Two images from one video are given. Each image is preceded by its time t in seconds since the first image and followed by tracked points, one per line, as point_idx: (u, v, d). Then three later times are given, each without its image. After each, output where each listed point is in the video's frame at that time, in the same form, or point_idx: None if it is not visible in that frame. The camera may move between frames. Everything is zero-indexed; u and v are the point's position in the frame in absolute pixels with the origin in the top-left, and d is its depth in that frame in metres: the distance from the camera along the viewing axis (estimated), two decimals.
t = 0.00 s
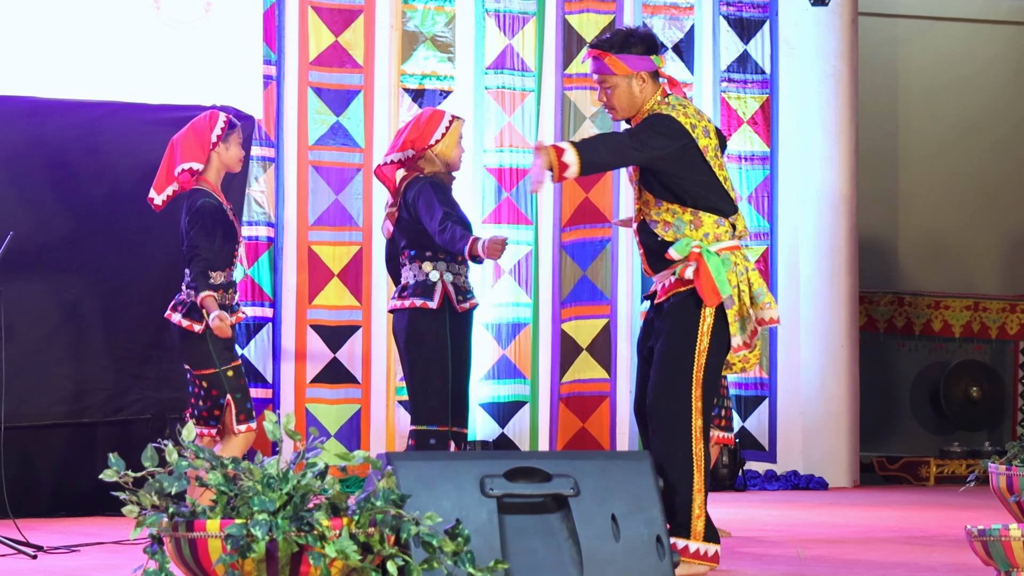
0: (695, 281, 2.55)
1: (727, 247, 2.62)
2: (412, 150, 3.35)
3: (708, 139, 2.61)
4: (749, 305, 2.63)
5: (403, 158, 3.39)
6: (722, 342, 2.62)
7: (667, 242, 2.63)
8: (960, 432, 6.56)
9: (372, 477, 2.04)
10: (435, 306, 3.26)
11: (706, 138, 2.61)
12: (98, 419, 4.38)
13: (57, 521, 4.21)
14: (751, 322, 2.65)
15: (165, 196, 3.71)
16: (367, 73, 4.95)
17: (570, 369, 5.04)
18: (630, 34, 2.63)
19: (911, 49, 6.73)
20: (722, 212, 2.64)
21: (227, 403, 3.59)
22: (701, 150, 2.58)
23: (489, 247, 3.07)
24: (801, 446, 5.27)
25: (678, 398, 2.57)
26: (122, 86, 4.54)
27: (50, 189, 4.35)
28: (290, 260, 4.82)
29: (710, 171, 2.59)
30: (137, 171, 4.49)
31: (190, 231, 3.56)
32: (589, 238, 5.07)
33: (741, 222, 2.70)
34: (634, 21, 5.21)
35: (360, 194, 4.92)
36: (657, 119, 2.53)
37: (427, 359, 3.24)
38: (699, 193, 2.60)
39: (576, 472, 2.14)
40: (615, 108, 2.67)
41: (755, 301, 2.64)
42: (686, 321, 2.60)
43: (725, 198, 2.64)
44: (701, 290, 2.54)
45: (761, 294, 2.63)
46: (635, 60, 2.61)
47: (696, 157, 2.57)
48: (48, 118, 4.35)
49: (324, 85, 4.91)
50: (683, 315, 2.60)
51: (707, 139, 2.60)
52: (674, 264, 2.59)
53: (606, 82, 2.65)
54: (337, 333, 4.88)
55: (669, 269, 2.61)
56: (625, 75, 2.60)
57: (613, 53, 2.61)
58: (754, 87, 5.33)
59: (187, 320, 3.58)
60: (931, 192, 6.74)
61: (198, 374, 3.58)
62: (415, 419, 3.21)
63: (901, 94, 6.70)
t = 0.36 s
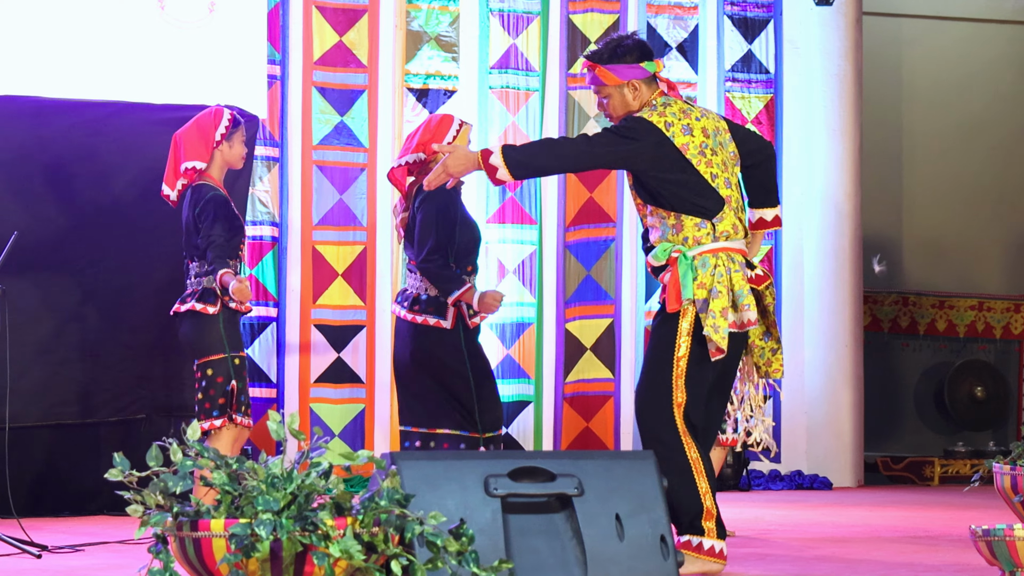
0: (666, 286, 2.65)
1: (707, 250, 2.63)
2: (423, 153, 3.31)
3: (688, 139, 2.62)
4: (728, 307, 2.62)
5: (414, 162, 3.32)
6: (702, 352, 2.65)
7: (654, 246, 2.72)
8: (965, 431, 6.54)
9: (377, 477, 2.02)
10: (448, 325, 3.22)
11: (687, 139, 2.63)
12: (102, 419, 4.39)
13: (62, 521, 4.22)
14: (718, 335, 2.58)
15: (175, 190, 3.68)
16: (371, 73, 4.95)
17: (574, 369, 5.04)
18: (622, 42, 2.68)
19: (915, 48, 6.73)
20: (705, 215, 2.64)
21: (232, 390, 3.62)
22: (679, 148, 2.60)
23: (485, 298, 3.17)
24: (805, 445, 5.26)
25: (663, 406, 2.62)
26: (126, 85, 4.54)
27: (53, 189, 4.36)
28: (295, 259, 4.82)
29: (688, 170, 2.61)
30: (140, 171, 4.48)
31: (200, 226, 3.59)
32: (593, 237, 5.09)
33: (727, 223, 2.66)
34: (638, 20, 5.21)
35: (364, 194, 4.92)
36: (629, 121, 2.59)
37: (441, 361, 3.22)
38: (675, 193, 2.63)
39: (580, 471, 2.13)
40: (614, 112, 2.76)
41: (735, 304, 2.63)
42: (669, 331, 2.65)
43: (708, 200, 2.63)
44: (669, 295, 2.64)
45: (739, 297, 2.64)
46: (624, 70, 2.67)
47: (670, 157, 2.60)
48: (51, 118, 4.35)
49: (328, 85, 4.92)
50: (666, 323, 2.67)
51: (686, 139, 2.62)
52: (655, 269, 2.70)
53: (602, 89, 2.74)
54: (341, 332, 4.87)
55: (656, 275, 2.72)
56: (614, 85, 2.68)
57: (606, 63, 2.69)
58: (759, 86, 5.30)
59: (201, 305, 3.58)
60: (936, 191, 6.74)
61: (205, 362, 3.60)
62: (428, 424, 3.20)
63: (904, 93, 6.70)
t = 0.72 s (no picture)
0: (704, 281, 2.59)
1: (739, 241, 2.65)
2: (443, 149, 3.25)
3: (695, 131, 2.64)
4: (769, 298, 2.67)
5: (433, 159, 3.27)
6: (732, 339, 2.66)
7: (674, 240, 2.67)
8: (972, 429, 6.54)
9: (381, 474, 2.00)
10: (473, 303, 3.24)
11: (693, 130, 2.64)
12: (109, 416, 4.40)
13: (69, 518, 4.23)
14: (766, 326, 2.62)
15: (173, 184, 3.63)
16: (377, 71, 4.96)
17: (580, 366, 5.04)
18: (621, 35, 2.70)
19: (921, 47, 6.72)
20: (724, 207, 2.66)
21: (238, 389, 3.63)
22: (689, 142, 2.62)
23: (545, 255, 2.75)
24: (811, 442, 5.26)
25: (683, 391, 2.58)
26: (132, 83, 4.54)
27: (59, 187, 4.37)
28: (300, 257, 4.83)
29: (699, 161, 2.62)
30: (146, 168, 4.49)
31: (206, 218, 3.58)
32: (599, 235, 5.09)
33: (746, 214, 2.70)
34: (644, 18, 5.22)
35: (370, 191, 4.92)
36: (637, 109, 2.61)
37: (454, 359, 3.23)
38: (690, 183, 2.63)
39: (586, 469, 2.14)
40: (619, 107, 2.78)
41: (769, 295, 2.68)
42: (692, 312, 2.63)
43: (723, 191, 2.65)
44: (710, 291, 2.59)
45: (782, 281, 2.69)
46: (624, 63, 2.69)
47: (679, 149, 2.61)
48: (57, 115, 4.36)
49: (334, 82, 4.91)
50: (690, 307, 2.63)
51: (694, 130, 2.64)
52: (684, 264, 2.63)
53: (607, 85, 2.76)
54: (347, 329, 4.87)
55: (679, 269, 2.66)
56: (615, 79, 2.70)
57: (605, 58, 2.70)
58: (765, 84, 5.29)
59: (203, 305, 3.58)
60: (942, 188, 6.73)
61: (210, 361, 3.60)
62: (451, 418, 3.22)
63: (911, 91, 6.69)
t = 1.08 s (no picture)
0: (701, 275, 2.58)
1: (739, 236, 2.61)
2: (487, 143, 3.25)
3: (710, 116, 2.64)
4: (763, 293, 2.60)
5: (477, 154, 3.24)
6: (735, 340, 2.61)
7: (677, 235, 2.68)
8: (978, 426, 6.55)
9: (388, 471, 2.03)
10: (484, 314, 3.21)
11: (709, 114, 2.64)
12: (115, 414, 4.40)
13: (75, 516, 4.23)
14: (757, 321, 2.56)
15: (179, 183, 3.73)
16: (384, 68, 4.95)
17: (587, 364, 5.04)
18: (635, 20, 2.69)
19: (928, 44, 6.72)
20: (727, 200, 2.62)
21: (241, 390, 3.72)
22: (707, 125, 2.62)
23: (552, 265, 2.99)
24: (818, 440, 5.27)
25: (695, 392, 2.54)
26: (139, 80, 4.54)
27: (65, 184, 4.38)
28: (307, 254, 4.83)
29: (714, 148, 2.61)
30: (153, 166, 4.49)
31: (205, 219, 3.62)
32: (605, 232, 5.09)
33: (751, 209, 2.65)
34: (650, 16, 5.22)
35: (377, 188, 4.92)
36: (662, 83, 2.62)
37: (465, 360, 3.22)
38: (703, 171, 2.60)
39: (592, 466, 2.14)
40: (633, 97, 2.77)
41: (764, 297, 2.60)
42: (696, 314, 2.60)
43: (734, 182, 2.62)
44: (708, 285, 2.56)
45: (777, 282, 2.62)
46: (639, 47, 2.67)
47: (696, 132, 2.60)
48: (64, 113, 4.36)
49: (341, 79, 4.92)
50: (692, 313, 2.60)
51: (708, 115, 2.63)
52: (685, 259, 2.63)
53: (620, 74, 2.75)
54: (353, 327, 4.88)
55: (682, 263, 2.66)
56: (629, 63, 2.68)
57: (619, 42, 2.69)
58: (772, 81, 5.30)
59: (205, 305, 3.64)
60: (949, 185, 6.73)
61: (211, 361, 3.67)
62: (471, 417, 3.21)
63: (917, 88, 6.70)
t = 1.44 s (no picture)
0: (752, 268, 2.59)
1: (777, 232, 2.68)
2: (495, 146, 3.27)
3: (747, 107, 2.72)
4: (797, 294, 2.70)
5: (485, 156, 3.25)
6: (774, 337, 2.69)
7: (716, 227, 2.65)
8: (983, 424, 6.53)
9: (393, 470, 2.03)
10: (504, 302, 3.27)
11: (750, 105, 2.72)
12: (120, 412, 4.40)
13: (80, 514, 4.22)
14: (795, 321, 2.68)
15: (169, 186, 3.72)
16: (389, 66, 4.95)
17: (592, 362, 5.04)
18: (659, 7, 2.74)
19: (933, 42, 6.72)
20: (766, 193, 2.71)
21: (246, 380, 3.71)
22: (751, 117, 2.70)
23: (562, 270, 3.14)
24: (823, 438, 5.26)
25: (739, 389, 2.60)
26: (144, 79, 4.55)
27: (71, 183, 4.38)
28: (312, 253, 4.83)
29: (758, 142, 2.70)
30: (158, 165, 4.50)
31: (209, 217, 3.63)
32: (611, 230, 5.08)
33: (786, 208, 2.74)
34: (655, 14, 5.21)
35: (382, 186, 4.91)
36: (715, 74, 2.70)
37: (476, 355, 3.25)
38: (755, 166, 2.67)
39: (597, 464, 2.15)
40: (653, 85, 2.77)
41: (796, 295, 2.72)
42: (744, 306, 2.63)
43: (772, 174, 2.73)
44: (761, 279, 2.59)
45: (808, 283, 2.71)
46: (670, 29, 2.71)
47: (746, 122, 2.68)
48: (69, 111, 4.36)
49: (346, 78, 4.91)
50: (736, 303, 2.63)
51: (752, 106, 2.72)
52: (728, 249, 2.64)
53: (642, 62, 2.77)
54: (358, 326, 4.88)
55: (719, 255, 2.65)
56: (659, 42, 2.69)
57: (650, 22, 2.71)
58: (776, 79, 5.31)
59: (211, 298, 3.64)
60: (954, 184, 6.73)
61: (217, 354, 3.66)
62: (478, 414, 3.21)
63: (922, 86, 6.69)
